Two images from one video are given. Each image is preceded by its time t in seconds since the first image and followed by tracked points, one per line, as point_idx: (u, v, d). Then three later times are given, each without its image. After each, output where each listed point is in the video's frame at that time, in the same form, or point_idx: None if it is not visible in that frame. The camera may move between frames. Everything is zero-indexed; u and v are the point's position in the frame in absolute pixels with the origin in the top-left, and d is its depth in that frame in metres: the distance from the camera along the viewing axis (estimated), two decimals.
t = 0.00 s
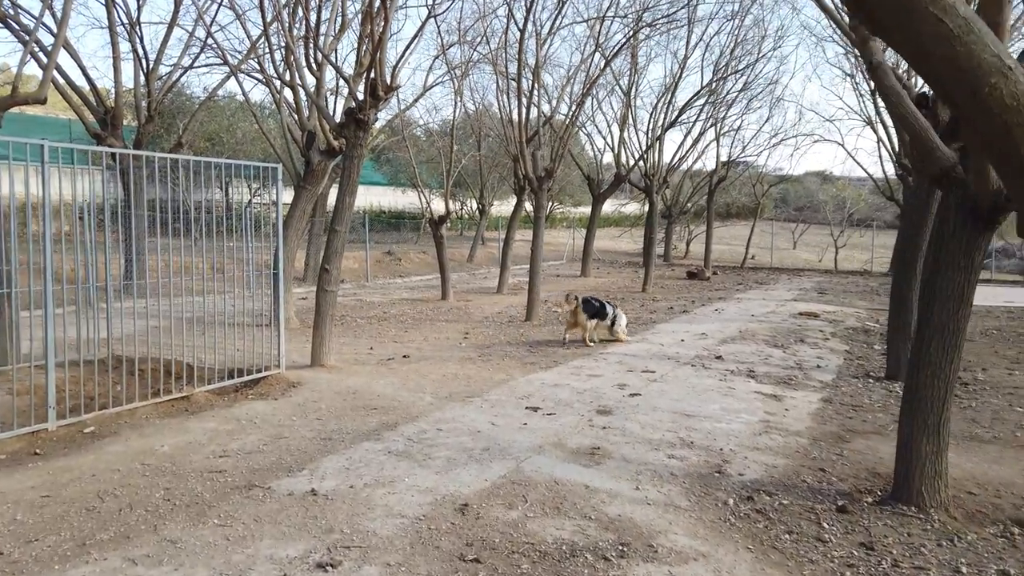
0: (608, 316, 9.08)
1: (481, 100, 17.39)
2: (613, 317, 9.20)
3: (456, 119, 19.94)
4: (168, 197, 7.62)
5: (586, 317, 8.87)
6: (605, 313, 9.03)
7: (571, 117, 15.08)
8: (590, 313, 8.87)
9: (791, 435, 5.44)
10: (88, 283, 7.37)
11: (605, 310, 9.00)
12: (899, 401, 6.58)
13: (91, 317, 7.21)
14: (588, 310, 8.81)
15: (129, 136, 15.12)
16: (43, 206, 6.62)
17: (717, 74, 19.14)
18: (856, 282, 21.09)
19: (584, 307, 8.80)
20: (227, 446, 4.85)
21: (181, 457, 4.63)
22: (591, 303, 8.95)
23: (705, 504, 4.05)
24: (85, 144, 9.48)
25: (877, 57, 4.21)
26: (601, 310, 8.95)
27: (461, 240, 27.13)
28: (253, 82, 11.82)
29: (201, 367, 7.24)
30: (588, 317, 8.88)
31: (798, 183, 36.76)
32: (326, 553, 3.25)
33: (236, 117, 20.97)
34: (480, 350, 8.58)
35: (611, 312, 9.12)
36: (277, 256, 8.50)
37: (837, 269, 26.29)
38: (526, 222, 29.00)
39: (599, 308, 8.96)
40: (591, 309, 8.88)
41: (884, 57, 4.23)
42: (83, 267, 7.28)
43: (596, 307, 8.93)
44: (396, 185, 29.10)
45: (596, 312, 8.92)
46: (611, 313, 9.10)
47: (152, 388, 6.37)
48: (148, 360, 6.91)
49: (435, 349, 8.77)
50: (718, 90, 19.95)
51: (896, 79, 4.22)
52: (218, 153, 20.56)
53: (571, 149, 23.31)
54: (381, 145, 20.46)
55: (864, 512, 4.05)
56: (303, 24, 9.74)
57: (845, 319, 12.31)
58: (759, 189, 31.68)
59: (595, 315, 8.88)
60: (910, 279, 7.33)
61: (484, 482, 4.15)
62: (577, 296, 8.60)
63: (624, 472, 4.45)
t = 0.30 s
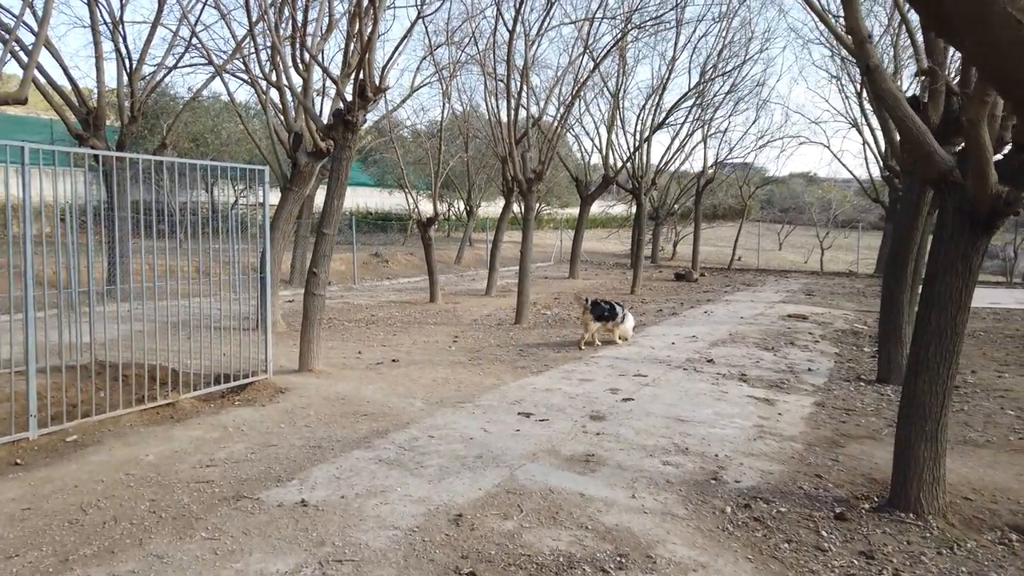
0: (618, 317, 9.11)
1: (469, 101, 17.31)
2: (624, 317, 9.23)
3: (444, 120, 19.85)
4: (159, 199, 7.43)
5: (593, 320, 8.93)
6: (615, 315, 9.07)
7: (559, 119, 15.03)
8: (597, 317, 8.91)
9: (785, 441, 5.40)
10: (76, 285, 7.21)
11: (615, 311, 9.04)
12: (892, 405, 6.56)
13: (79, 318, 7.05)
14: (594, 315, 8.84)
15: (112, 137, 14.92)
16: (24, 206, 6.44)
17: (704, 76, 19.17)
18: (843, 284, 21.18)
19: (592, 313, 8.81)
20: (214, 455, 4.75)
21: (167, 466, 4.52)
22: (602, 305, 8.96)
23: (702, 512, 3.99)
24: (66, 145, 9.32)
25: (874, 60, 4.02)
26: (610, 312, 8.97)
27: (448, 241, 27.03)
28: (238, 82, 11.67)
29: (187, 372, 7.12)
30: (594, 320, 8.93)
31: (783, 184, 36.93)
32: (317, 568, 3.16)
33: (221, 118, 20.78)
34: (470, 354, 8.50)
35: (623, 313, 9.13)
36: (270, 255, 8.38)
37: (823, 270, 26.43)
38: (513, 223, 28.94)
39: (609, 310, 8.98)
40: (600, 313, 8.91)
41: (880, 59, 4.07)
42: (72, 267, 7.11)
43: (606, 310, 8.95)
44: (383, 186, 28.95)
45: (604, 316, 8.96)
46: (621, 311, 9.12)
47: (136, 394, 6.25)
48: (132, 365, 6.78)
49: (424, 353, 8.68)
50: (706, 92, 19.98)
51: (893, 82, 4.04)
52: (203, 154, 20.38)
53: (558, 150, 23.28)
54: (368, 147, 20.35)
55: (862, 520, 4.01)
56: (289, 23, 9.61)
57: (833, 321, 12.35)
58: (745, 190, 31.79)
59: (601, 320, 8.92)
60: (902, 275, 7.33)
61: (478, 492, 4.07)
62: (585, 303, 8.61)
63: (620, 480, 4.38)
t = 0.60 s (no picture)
0: (631, 315, 9.38)
1: (461, 103, 17.26)
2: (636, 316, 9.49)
3: (436, 121, 19.80)
4: (150, 203, 7.33)
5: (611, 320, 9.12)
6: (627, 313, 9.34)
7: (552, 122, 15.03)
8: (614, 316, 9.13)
9: (788, 445, 5.39)
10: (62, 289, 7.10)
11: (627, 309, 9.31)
12: (892, 408, 6.57)
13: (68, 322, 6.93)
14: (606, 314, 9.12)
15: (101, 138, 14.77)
16: (15, 209, 6.31)
17: (696, 78, 19.21)
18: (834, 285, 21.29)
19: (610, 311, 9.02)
20: (214, 461, 4.69)
21: (167, 473, 4.46)
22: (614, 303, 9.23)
23: (711, 518, 3.97)
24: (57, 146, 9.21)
25: (881, 63, 4.00)
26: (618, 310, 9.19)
27: (440, 243, 26.97)
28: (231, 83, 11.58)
29: (183, 376, 7.04)
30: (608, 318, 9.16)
31: (773, 186, 37.09)
32: None
33: (211, 118, 20.63)
34: (467, 358, 8.46)
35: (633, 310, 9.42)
36: (263, 257, 8.32)
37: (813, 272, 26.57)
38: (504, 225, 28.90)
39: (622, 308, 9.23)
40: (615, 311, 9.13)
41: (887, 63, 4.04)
42: (59, 273, 7.02)
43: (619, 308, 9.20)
44: (374, 187, 28.84)
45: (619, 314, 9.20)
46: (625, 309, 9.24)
47: (132, 400, 6.16)
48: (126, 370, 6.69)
49: (421, 356, 8.63)
50: (698, 94, 20.02)
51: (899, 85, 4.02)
52: (193, 155, 20.22)
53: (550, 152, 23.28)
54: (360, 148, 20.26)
55: (870, 525, 4.00)
56: (284, 23, 9.55)
57: (827, 323, 12.38)
58: (735, 192, 31.90)
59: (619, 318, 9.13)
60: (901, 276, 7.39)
61: (484, 499, 4.03)
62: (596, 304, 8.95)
63: (626, 485, 4.35)
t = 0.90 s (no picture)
0: (636, 319, 9.38)
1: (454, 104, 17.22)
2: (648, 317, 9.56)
3: (427, 122, 19.74)
4: (147, 202, 7.23)
5: (616, 321, 9.33)
6: (638, 314, 9.42)
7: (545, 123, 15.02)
8: (620, 318, 9.31)
9: (792, 448, 5.40)
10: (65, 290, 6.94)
11: (638, 310, 9.39)
12: (891, 410, 6.60)
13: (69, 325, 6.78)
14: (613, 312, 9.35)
15: (91, 138, 14.62)
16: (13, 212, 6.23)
17: (688, 80, 19.28)
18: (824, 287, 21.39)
19: (614, 313, 9.23)
20: (218, 467, 4.63)
21: (171, 480, 4.40)
22: (623, 304, 9.36)
23: (722, 523, 3.96)
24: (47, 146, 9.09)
25: (890, 70, 4.03)
26: (623, 311, 9.31)
27: (430, 244, 26.89)
28: (224, 84, 11.51)
29: (180, 380, 6.98)
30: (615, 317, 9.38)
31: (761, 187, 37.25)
32: None
33: (200, 119, 20.47)
34: (465, 360, 8.42)
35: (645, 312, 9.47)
36: (260, 256, 8.25)
37: (802, 274, 26.71)
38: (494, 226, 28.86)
39: (632, 309, 9.34)
40: (622, 313, 9.29)
41: (897, 69, 4.07)
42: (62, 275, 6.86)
43: (628, 309, 9.33)
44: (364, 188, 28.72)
45: (627, 315, 9.34)
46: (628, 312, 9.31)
47: (129, 405, 6.09)
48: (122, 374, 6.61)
49: (419, 359, 8.60)
50: (689, 96, 20.08)
51: (908, 91, 4.06)
52: (182, 155, 20.07)
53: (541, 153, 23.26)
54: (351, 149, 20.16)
55: (880, 529, 4.01)
56: (281, 24, 9.50)
57: (820, 325, 12.44)
58: (724, 194, 32.02)
59: (624, 321, 9.29)
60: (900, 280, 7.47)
61: (494, 505, 4.00)
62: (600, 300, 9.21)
63: (635, 490, 4.34)
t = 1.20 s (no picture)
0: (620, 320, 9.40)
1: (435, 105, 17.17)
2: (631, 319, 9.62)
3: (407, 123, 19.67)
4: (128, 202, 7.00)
5: (603, 322, 9.32)
6: (624, 315, 9.46)
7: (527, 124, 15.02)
8: (607, 319, 9.31)
9: (782, 449, 5.44)
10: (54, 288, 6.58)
11: (623, 311, 9.44)
12: (876, 411, 6.67)
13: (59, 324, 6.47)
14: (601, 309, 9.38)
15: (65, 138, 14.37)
16: None
17: (668, 82, 19.39)
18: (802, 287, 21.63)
19: (602, 314, 9.22)
20: (208, 474, 4.56)
21: (161, 487, 4.33)
22: (610, 305, 9.37)
23: (718, 525, 3.98)
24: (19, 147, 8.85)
25: (882, 73, 4.07)
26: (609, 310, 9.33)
27: (410, 245, 26.80)
28: (204, 83, 11.39)
29: (164, 385, 6.87)
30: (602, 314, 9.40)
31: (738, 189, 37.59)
32: None
33: (175, 118, 20.21)
34: (451, 363, 8.39)
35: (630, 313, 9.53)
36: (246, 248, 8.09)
37: (780, 274, 27.00)
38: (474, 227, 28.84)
39: (619, 310, 9.37)
40: (610, 314, 9.30)
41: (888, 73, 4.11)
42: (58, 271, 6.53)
43: (615, 310, 9.35)
44: (342, 189, 28.55)
45: (614, 316, 9.36)
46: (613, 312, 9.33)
47: (112, 410, 5.99)
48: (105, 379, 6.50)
49: (405, 361, 8.55)
50: (669, 98, 20.21)
51: (900, 95, 4.10)
52: (158, 155, 19.81)
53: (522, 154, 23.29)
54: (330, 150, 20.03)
55: (873, 530, 4.05)
56: (265, 22, 9.43)
57: (800, 325, 12.57)
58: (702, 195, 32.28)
59: (612, 322, 9.30)
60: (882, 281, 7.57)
61: (491, 509, 3.99)
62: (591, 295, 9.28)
63: (631, 493, 4.34)
